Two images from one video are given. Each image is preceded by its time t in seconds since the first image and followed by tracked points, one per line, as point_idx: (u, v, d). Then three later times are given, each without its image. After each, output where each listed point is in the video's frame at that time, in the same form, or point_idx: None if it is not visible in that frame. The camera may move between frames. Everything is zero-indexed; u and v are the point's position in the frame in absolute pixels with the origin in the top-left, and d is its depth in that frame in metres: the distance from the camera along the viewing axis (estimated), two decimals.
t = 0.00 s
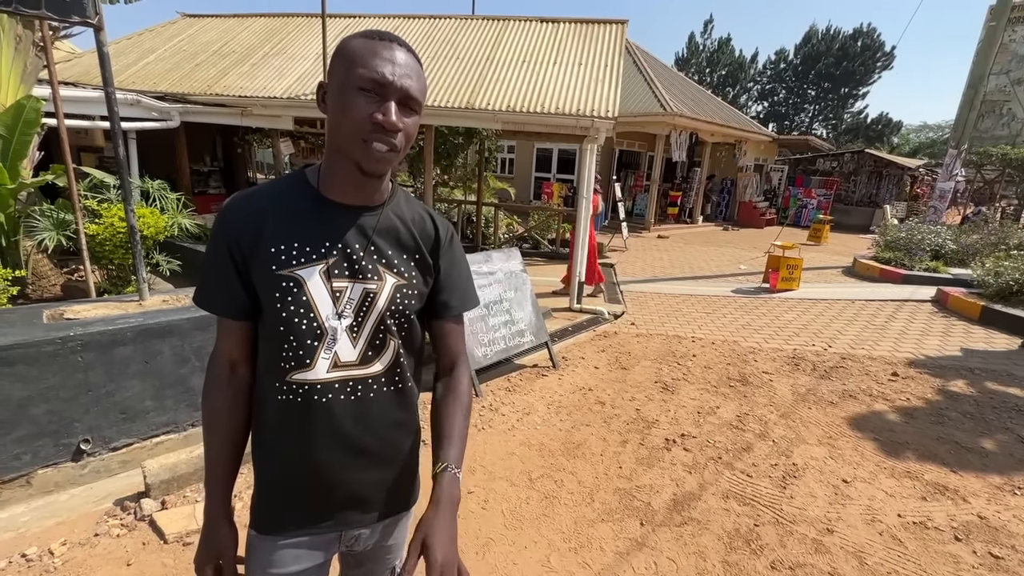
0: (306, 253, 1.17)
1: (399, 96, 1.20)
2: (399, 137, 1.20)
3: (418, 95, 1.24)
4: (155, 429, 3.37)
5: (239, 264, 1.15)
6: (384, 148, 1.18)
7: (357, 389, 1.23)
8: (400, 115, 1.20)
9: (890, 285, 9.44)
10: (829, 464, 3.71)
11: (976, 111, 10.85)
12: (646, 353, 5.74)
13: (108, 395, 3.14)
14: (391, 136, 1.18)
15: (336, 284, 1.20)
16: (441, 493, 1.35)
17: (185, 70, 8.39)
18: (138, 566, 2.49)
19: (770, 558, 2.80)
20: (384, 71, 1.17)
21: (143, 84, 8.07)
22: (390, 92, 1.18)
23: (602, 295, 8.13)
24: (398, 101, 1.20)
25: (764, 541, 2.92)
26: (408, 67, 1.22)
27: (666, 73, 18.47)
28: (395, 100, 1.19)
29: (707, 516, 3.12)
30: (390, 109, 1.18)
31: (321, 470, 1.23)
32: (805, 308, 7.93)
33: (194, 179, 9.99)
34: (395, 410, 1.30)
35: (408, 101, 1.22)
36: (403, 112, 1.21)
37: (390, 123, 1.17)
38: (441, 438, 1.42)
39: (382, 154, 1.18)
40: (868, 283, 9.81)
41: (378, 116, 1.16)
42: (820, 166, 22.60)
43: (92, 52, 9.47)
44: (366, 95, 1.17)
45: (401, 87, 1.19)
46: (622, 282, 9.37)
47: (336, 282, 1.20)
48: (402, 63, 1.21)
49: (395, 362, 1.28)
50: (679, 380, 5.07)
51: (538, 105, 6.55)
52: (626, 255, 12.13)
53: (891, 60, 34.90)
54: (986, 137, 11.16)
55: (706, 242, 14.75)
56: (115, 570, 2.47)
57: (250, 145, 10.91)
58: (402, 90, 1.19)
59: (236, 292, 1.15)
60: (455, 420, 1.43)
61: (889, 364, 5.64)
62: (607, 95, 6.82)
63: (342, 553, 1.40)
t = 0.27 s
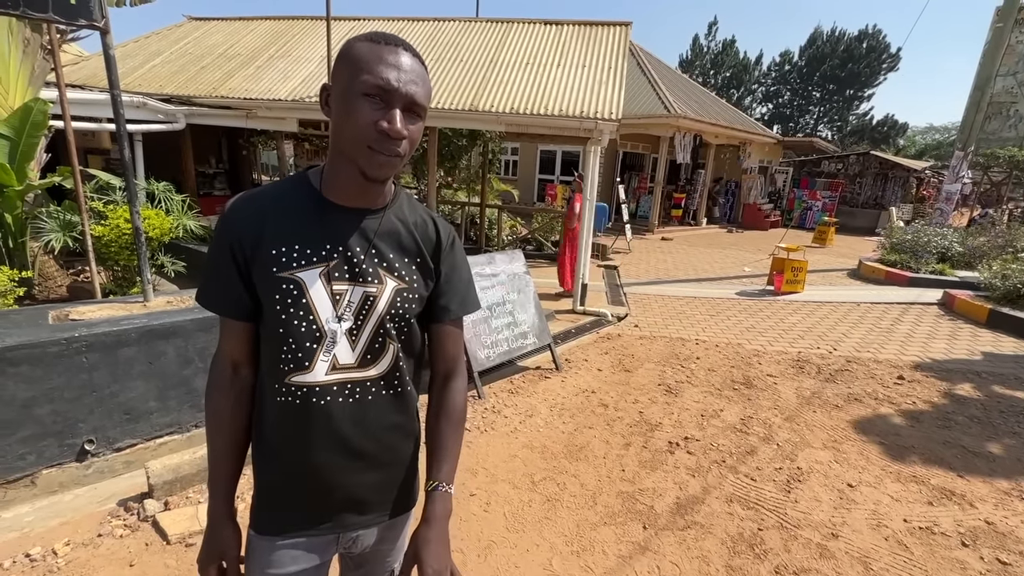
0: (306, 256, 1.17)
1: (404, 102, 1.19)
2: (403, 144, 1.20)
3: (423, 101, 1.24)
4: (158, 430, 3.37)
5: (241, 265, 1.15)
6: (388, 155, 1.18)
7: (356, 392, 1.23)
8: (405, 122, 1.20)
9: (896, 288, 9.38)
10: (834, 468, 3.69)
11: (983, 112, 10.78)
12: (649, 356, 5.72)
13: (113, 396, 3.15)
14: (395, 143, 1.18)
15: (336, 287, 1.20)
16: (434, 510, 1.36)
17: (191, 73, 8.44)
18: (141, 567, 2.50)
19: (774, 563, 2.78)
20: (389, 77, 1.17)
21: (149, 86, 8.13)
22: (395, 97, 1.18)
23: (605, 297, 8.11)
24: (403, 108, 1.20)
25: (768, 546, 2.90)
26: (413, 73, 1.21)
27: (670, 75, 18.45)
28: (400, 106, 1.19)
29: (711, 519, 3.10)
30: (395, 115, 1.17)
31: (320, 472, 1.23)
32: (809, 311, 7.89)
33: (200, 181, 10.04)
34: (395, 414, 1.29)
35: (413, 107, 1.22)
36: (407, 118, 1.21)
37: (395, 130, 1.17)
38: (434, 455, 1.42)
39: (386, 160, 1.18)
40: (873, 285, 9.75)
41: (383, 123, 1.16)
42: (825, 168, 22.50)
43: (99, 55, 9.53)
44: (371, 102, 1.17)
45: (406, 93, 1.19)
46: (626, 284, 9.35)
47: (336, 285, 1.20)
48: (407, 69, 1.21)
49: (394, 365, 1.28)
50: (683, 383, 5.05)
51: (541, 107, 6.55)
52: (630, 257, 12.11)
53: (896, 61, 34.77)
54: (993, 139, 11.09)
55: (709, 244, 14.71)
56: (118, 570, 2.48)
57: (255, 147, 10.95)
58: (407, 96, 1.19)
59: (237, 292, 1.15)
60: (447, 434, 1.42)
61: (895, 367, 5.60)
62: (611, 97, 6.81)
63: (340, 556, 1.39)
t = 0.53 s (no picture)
0: (309, 260, 1.18)
1: (407, 108, 1.20)
2: (406, 150, 1.20)
3: (425, 107, 1.24)
4: (162, 431, 3.39)
5: (243, 270, 1.15)
6: (391, 162, 1.19)
7: (358, 395, 1.23)
8: (408, 128, 1.21)
9: (901, 291, 9.34)
10: (838, 473, 3.67)
11: (990, 115, 10.72)
12: (653, 359, 5.71)
13: (117, 397, 3.16)
14: (398, 149, 1.18)
15: (340, 291, 1.21)
16: (435, 514, 1.36)
17: (197, 75, 8.49)
18: (143, 568, 2.51)
19: (777, 569, 2.76)
20: (392, 84, 1.17)
21: (156, 89, 8.18)
22: (397, 104, 1.18)
23: (608, 299, 8.10)
24: (406, 114, 1.20)
25: (772, 551, 2.88)
26: (415, 79, 1.22)
27: (674, 78, 18.44)
28: (403, 113, 1.19)
29: (714, 524, 3.09)
30: (397, 121, 1.18)
31: (323, 475, 1.23)
32: (814, 314, 7.86)
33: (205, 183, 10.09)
34: (397, 417, 1.29)
35: (415, 113, 1.22)
36: (410, 124, 1.21)
37: (397, 137, 1.17)
38: (434, 457, 1.42)
39: (389, 166, 1.18)
40: (879, 288, 9.71)
41: (385, 129, 1.16)
42: (830, 171, 22.40)
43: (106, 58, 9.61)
44: (374, 108, 1.17)
45: (409, 100, 1.19)
46: (629, 287, 9.34)
47: (339, 289, 1.21)
48: (409, 75, 1.21)
49: (396, 368, 1.28)
50: (686, 386, 5.04)
51: (545, 110, 6.56)
52: (633, 259, 12.10)
53: (902, 63, 34.67)
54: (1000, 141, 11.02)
55: (714, 247, 14.68)
56: (121, 571, 2.49)
57: (260, 149, 11.00)
58: (409, 103, 1.19)
59: (240, 296, 1.15)
60: (447, 436, 1.42)
61: (900, 371, 5.57)
62: (615, 100, 6.81)
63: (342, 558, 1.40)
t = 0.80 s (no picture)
0: (315, 260, 1.18)
1: (407, 99, 1.21)
2: (409, 138, 1.21)
3: (425, 99, 1.26)
4: (166, 431, 3.40)
5: (249, 270, 1.16)
6: (395, 150, 1.19)
7: (363, 396, 1.24)
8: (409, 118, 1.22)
9: (906, 294, 9.30)
10: (843, 477, 3.65)
11: (996, 117, 10.69)
12: (656, 361, 5.70)
13: (122, 397, 3.18)
14: (401, 137, 1.19)
15: (345, 291, 1.21)
16: (438, 511, 1.37)
17: (202, 78, 8.54)
18: (148, 568, 2.52)
19: (781, 572, 2.75)
20: (392, 76, 1.19)
21: (162, 91, 8.24)
22: (398, 95, 1.20)
23: (612, 302, 8.09)
24: (406, 104, 1.21)
25: (775, 555, 2.87)
26: (414, 73, 1.23)
27: (678, 80, 18.44)
28: (404, 103, 1.21)
29: (717, 527, 3.08)
30: (399, 111, 1.19)
31: (328, 474, 1.24)
32: (818, 317, 7.84)
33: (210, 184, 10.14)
34: (401, 417, 1.30)
35: (416, 104, 1.24)
36: (410, 115, 1.22)
37: (400, 125, 1.18)
38: (435, 454, 1.43)
39: (393, 153, 1.18)
40: (883, 291, 9.67)
41: (387, 118, 1.17)
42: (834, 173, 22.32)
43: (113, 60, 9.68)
44: (375, 100, 1.18)
45: (409, 91, 1.21)
46: (632, 289, 9.33)
47: (345, 290, 1.21)
48: (408, 69, 1.23)
49: (401, 368, 1.29)
50: (689, 389, 5.03)
51: (549, 112, 6.57)
52: (637, 261, 12.09)
53: (907, 65, 34.55)
54: (1006, 143, 10.98)
55: (717, 249, 14.66)
56: (126, 571, 2.50)
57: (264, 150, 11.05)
58: (410, 93, 1.21)
59: (246, 297, 1.16)
60: (448, 432, 1.43)
61: (905, 374, 5.54)
62: (618, 102, 6.81)
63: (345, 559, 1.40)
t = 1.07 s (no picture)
0: (322, 256, 1.19)
1: (407, 89, 1.23)
2: (409, 124, 1.22)
3: (425, 90, 1.28)
4: (172, 431, 3.42)
5: (256, 270, 1.16)
6: (395, 134, 1.20)
7: (373, 391, 1.24)
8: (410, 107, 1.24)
9: (911, 296, 9.26)
10: (848, 479, 3.64)
11: (1002, 119, 10.63)
12: (660, 363, 5.69)
13: (128, 397, 3.20)
14: (401, 123, 1.21)
15: (354, 286, 1.22)
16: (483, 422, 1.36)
17: (208, 79, 8.59)
18: (154, 567, 2.53)
19: None
20: (391, 67, 1.22)
21: (168, 93, 8.28)
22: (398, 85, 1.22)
23: (615, 303, 8.08)
24: (406, 93, 1.23)
25: (780, 558, 2.86)
26: (413, 65, 1.26)
27: (682, 81, 18.42)
28: (404, 93, 1.23)
29: (721, 530, 3.08)
30: (399, 98, 1.21)
31: (338, 470, 1.25)
32: (823, 319, 7.81)
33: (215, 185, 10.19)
34: (409, 411, 1.31)
35: (416, 95, 1.26)
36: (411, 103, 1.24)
37: (399, 110, 1.20)
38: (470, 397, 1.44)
39: (394, 138, 1.19)
40: (888, 293, 9.63)
41: (387, 105, 1.19)
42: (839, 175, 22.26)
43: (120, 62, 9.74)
44: (375, 90, 1.20)
45: (408, 81, 1.23)
46: (636, 290, 9.32)
47: (353, 285, 1.22)
48: (408, 63, 1.26)
49: (409, 362, 1.30)
50: (693, 391, 5.02)
51: (553, 113, 6.58)
52: (640, 263, 12.07)
53: (912, 67, 34.42)
54: (1012, 146, 10.92)
55: (721, 251, 14.63)
56: (132, 569, 2.51)
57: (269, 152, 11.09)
58: (409, 83, 1.23)
59: (253, 296, 1.17)
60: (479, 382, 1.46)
61: (911, 377, 5.51)
62: (622, 104, 6.81)
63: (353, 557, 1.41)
